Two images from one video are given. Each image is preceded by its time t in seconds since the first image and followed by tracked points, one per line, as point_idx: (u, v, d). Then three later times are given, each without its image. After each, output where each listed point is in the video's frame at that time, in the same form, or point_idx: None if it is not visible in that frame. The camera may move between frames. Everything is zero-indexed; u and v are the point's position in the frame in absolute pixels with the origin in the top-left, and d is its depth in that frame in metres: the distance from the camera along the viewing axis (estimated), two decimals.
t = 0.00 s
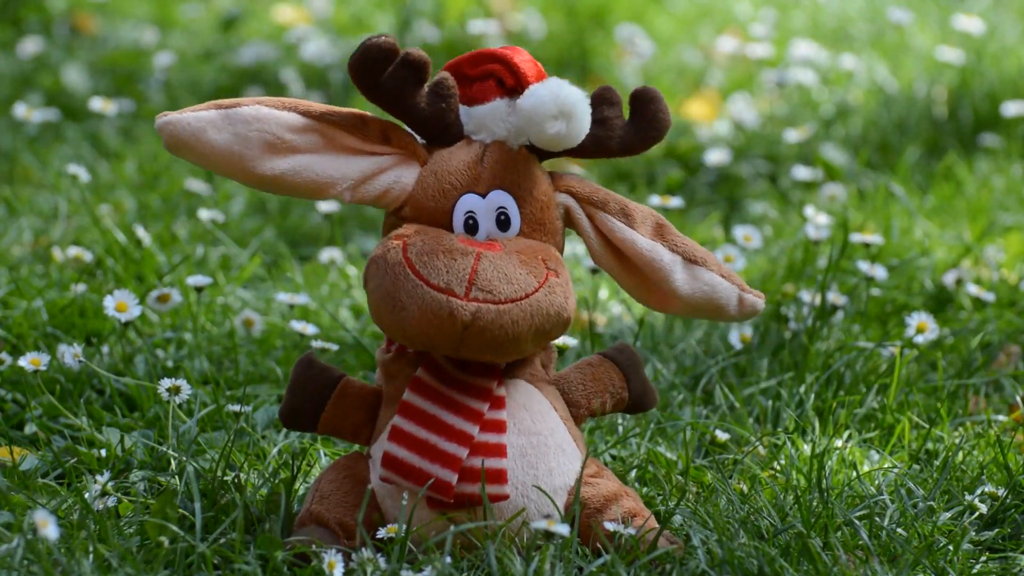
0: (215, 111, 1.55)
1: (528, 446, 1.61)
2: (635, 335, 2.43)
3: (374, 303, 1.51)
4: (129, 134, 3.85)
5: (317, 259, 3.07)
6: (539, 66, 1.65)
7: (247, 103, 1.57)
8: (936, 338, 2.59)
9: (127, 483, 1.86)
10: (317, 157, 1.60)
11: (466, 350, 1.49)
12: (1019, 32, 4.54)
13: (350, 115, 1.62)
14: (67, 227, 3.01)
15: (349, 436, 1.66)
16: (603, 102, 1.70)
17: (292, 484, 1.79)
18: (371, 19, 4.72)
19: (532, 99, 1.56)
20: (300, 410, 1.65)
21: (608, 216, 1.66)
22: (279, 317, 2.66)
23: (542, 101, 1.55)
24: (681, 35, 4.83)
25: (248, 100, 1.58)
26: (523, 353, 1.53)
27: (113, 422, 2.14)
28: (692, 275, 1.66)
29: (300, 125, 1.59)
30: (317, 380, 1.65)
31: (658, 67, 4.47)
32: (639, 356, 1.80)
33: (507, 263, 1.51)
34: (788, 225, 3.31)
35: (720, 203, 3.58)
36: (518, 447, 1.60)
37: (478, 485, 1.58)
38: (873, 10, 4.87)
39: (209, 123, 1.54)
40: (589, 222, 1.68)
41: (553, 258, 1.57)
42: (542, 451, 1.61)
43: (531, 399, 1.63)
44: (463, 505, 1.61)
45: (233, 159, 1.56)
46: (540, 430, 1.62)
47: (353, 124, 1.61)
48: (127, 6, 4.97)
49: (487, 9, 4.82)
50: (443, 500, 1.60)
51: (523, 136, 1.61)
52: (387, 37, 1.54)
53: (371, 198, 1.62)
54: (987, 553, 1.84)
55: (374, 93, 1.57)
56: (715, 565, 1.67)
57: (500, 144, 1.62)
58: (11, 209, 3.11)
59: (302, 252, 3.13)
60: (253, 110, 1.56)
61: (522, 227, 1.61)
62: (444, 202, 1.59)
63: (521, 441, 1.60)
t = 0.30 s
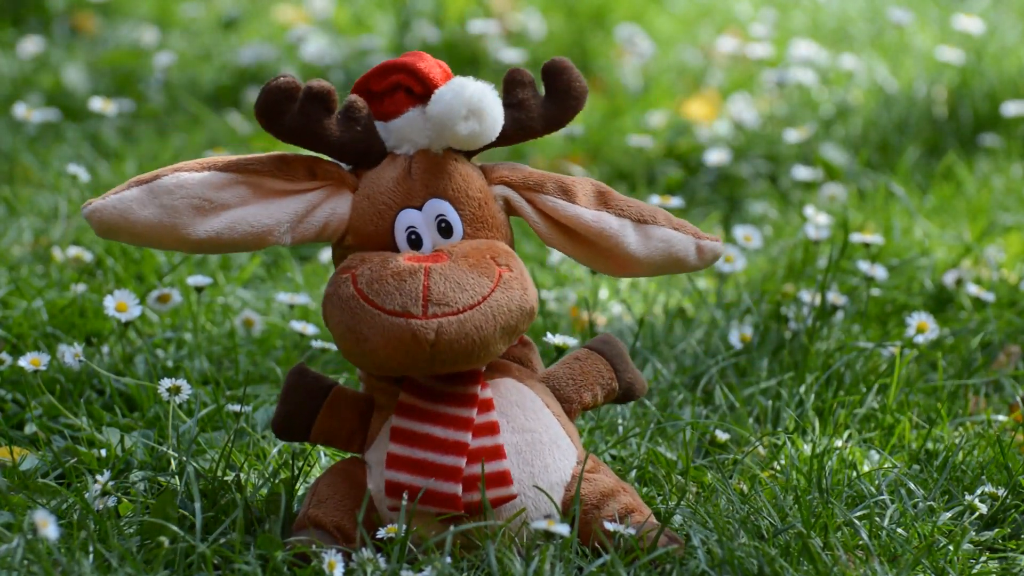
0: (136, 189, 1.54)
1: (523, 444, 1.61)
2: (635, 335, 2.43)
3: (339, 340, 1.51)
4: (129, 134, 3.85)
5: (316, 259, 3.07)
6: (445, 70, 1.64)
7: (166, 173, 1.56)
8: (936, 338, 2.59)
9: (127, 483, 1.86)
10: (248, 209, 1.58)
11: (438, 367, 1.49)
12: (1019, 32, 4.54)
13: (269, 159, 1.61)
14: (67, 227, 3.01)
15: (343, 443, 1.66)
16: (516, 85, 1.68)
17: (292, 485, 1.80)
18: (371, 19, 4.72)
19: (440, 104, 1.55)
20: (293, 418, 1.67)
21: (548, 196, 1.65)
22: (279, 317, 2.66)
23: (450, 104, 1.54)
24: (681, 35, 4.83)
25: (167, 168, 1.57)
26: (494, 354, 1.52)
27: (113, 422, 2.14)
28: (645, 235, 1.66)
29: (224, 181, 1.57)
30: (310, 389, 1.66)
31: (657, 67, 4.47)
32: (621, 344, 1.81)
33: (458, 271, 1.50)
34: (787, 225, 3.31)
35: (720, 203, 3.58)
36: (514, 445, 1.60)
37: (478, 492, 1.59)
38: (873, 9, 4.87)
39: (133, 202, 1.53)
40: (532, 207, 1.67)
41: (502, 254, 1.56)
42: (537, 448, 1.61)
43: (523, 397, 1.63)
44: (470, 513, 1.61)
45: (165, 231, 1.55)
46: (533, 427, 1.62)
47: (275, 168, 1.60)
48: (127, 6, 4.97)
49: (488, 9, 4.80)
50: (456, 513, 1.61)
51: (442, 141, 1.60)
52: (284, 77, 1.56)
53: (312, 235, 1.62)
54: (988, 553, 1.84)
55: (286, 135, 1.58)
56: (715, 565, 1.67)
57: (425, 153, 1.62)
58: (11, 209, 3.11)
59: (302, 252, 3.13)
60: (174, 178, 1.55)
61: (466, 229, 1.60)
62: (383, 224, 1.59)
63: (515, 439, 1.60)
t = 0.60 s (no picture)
0: (153, 154, 1.53)
1: (522, 441, 1.61)
2: (635, 335, 2.43)
3: (348, 312, 1.51)
4: (129, 134, 3.85)
5: (316, 259, 3.07)
6: (464, 54, 1.63)
7: (184, 140, 1.56)
8: (937, 338, 2.59)
9: (127, 483, 1.86)
10: (263, 181, 1.58)
11: (446, 345, 1.49)
12: (1019, 32, 4.54)
13: (286, 135, 1.61)
14: (67, 227, 3.01)
15: (343, 441, 1.66)
16: (535, 76, 1.68)
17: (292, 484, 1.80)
18: (371, 19, 4.72)
19: (458, 86, 1.55)
20: (292, 418, 1.66)
21: (563, 189, 1.67)
22: (279, 317, 2.65)
23: (468, 86, 1.54)
24: (681, 36, 4.83)
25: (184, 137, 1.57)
26: (502, 337, 1.53)
27: (113, 422, 2.14)
28: (657, 236, 1.66)
29: (241, 152, 1.57)
30: (308, 388, 1.65)
31: (658, 67, 4.47)
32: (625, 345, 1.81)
33: (470, 252, 1.50)
34: (787, 224, 3.31)
35: (720, 203, 3.58)
36: (514, 442, 1.60)
37: (478, 481, 1.58)
38: (873, 10, 4.87)
39: (150, 166, 1.53)
40: (545, 200, 1.68)
41: (514, 240, 1.57)
42: (537, 445, 1.62)
43: (523, 394, 1.63)
44: (465, 504, 1.60)
45: (180, 197, 1.54)
46: (532, 424, 1.62)
47: (292, 143, 1.60)
48: (126, 7, 4.97)
49: (488, 9, 4.80)
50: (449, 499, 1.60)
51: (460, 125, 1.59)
52: (304, 51, 1.55)
53: (326, 212, 1.61)
54: (988, 554, 1.84)
55: (305, 109, 1.57)
56: (715, 565, 1.67)
57: (441, 138, 1.61)
58: (11, 209, 3.11)
59: (302, 252, 3.13)
60: (191, 146, 1.55)
61: (479, 215, 1.60)
62: (396, 204, 1.59)
63: (515, 436, 1.61)
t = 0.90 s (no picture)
0: (279, 64, 1.55)
1: (530, 445, 1.61)
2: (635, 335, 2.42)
3: (407, 277, 1.51)
4: (129, 134, 3.85)
5: (316, 259, 3.07)
6: (601, 73, 1.65)
7: (313, 61, 1.57)
8: (937, 338, 2.59)
9: (127, 483, 1.86)
10: (373, 127, 1.59)
11: (489, 337, 1.49)
12: (1019, 32, 4.54)
13: (411, 92, 1.61)
14: (67, 227, 3.01)
15: (355, 427, 1.67)
16: (661, 122, 1.70)
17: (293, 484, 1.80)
18: (371, 19, 4.72)
19: (595, 104, 1.57)
20: (308, 399, 1.65)
21: (648, 234, 1.66)
22: (279, 317, 2.65)
23: (605, 107, 1.56)
24: (681, 35, 4.82)
25: (319, 60, 1.58)
26: (544, 351, 1.53)
27: (113, 422, 2.14)
28: (722, 310, 1.65)
29: (362, 92, 1.58)
30: (328, 368, 1.65)
31: (658, 67, 4.47)
32: (647, 362, 1.81)
33: (544, 259, 1.51)
34: (788, 224, 3.31)
35: (720, 203, 3.58)
36: (520, 445, 1.60)
37: (476, 475, 1.58)
38: (873, 10, 4.87)
39: (273, 74, 1.54)
40: (628, 240, 1.68)
41: (588, 264, 1.57)
42: (544, 451, 1.61)
43: (537, 399, 1.63)
44: (458, 494, 1.60)
45: (291, 113, 1.55)
46: (543, 429, 1.62)
47: (412, 101, 1.60)
48: (126, 6, 4.96)
49: (488, 9, 4.81)
50: (438, 486, 1.59)
51: (579, 140, 1.62)
52: (458, 19, 1.56)
53: (419, 176, 1.61)
54: (987, 553, 1.84)
55: (440, 74, 1.59)
56: (715, 565, 1.66)
57: (555, 146, 1.62)
58: (11, 208, 3.11)
59: (302, 252, 3.14)
60: (319, 69, 1.56)
61: (563, 230, 1.61)
62: (490, 191, 1.58)
63: (523, 439, 1.61)
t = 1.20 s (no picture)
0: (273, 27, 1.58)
1: (526, 445, 1.61)
2: (635, 335, 2.42)
3: (382, 298, 1.51)
4: (129, 134, 3.85)
5: (316, 259, 3.07)
6: (560, 73, 1.64)
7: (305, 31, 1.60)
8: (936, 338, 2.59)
9: (127, 483, 1.86)
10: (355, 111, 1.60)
11: (471, 351, 1.49)
12: (1019, 32, 4.54)
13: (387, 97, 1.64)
14: (67, 227, 3.01)
15: (347, 436, 1.66)
16: (624, 115, 1.69)
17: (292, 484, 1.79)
18: (371, 19, 4.72)
19: (553, 105, 1.56)
20: (299, 410, 1.65)
21: (633, 204, 1.68)
22: (279, 317, 2.65)
23: (563, 108, 1.55)
24: (681, 35, 4.82)
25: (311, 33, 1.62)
26: (527, 358, 1.53)
27: (113, 422, 2.14)
28: (729, 223, 1.70)
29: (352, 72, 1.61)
30: (315, 379, 1.65)
31: (658, 67, 4.47)
32: (637, 355, 1.81)
33: (518, 268, 1.51)
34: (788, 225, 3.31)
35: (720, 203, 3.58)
36: (516, 446, 1.60)
37: (476, 485, 1.58)
38: (873, 10, 4.87)
39: (264, 38, 1.57)
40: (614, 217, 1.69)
41: (563, 266, 1.57)
42: (540, 450, 1.61)
43: (528, 397, 1.63)
44: (460, 504, 1.60)
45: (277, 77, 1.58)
46: (537, 429, 1.62)
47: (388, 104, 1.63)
48: (127, 5, 4.96)
49: (487, 10, 4.81)
50: (438, 498, 1.59)
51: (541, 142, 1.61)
52: (411, 35, 1.56)
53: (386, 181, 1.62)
54: (988, 553, 1.84)
55: (394, 88, 1.58)
56: (715, 565, 1.66)
57: (518, 150, 1.62)
58: (11, 208, 3.11)
59: (302, 252, 3.14)
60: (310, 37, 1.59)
61: (535, 233, 1.61)
62: (459, 202, 1.59)
63: (518, 439, 1.60)
